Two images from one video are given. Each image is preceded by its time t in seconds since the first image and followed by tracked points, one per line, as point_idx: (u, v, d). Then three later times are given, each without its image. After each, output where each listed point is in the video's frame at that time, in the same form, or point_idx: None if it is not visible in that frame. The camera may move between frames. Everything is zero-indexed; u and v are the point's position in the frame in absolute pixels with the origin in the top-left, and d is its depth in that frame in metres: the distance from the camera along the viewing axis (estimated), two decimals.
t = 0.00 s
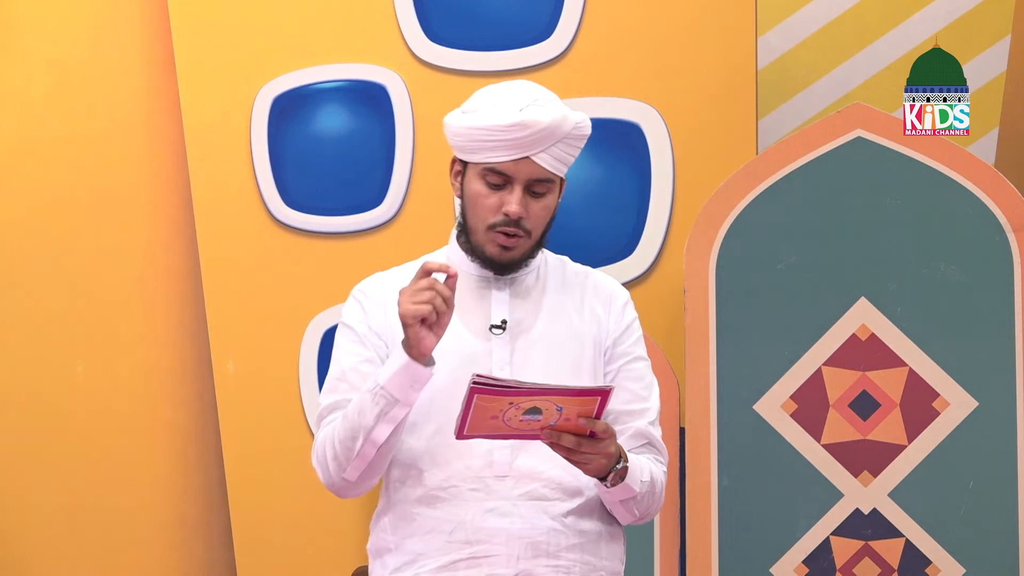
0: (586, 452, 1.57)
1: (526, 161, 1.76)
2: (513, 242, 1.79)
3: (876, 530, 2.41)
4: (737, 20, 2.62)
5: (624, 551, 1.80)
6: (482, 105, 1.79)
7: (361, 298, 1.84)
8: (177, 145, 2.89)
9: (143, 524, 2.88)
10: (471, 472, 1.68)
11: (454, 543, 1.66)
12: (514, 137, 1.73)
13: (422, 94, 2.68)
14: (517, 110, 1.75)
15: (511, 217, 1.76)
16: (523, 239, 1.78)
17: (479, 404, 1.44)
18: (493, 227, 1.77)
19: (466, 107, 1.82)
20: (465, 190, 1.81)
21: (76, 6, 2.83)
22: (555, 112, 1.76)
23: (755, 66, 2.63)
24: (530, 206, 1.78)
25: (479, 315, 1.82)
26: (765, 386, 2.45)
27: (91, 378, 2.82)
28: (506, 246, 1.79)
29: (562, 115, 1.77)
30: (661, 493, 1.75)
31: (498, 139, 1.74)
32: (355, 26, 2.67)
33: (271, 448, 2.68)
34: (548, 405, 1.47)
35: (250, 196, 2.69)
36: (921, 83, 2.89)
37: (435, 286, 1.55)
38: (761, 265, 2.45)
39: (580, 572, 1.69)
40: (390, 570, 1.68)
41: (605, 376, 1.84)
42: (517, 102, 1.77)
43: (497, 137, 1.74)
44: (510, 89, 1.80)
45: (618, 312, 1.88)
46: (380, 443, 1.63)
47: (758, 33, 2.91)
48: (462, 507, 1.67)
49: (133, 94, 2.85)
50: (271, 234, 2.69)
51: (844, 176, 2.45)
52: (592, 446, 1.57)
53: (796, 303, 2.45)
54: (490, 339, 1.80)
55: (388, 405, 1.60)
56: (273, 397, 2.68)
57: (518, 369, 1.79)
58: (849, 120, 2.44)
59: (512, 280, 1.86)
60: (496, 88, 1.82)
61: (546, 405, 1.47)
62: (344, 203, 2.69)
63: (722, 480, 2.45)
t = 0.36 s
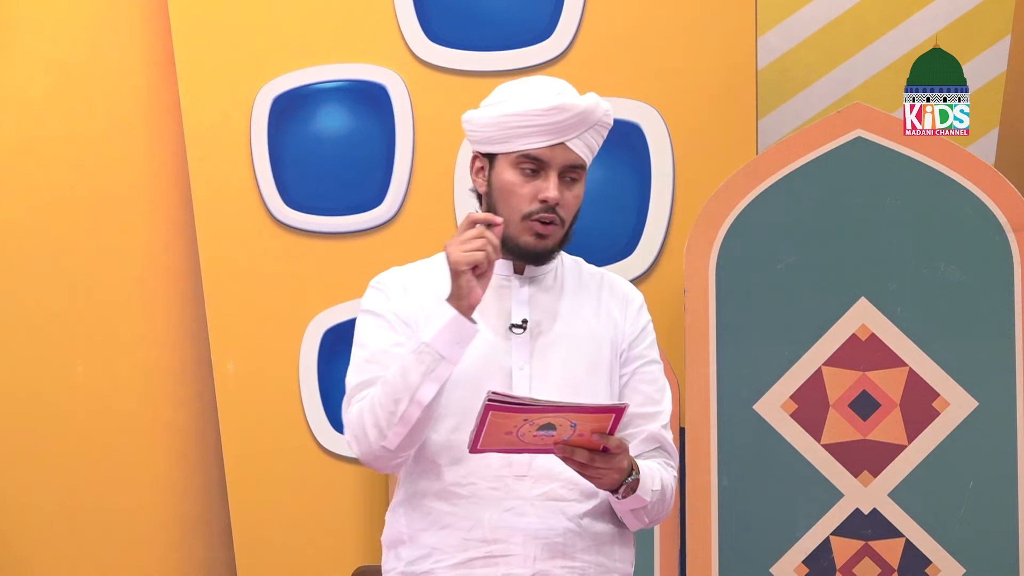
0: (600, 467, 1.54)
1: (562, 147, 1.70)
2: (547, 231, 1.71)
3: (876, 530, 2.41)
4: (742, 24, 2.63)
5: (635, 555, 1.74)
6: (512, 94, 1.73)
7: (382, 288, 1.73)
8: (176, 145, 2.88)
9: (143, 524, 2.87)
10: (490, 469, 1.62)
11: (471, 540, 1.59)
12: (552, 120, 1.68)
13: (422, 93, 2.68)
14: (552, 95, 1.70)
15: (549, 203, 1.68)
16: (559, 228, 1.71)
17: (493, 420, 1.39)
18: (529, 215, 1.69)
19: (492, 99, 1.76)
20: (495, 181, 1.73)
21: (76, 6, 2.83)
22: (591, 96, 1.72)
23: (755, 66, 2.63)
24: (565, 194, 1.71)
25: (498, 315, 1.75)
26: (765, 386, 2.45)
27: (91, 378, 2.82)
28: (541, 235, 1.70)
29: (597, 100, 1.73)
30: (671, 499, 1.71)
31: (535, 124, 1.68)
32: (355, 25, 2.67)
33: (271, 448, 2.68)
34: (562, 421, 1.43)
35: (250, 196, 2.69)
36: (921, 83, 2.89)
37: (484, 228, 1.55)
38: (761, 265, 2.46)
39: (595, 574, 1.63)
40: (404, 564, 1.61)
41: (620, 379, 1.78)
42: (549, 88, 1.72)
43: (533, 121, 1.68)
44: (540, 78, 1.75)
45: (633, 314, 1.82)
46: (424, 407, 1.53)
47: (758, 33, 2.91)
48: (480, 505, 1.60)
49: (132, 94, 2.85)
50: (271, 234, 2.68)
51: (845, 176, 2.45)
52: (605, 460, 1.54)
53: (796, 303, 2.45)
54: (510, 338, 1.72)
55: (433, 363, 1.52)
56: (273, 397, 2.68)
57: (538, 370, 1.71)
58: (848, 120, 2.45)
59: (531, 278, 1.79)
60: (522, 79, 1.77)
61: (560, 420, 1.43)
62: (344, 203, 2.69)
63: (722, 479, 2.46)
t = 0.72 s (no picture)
0: (617, 478, 1.56)
1: (595, 158, 1.71)
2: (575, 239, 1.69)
3: (876, 530, 2.41)
4: (737, 20, 2.64)
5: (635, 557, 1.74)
6: (543, 103, 1.71)
7: (398, 288, 1.71)
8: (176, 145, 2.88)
9: (142, 525, 2.87)
10: (510, 468, 1.59)
11: (489, 540, 1.56)
12: (593, 131, 1.68)
13: (422, 93, 2.69)
14: (586, 106, 1.70)
15: (583, 213, 1.67)
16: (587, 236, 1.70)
17: (518, 432, 1.40)
18: (561, 224, 1.67)
19: (519, 106, 1.73)
20: (526, 188, 1.70)
21: (76, 6, 2.83)
22: (622, 108, 1.74)
23: (754, 66, 2.65)
24: (595, 204, 1.71)
25: (513, 315, 1.71)
26: (765, 386, 2.45)
27: (92, 378, 2.83)
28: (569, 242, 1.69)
29: (626, 112, 1.75)
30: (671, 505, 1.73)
31: (576, 134, 1.67)
32: (355, 25, 2.68)
33: (272, 448, 2.68)
34: (585, 433, 1.43)
35: (250, 196, 2.69)
36: (921, 83, 2.89)
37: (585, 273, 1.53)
38: (761, 265, 2.45)
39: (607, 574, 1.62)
40: (421, 563, 1.58)
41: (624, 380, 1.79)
42: (581, 99, 1.72)
43: (577, 134, 1.67)
44: (564, 87, 1.74)
45: (635, 316, 1.84)
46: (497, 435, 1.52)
47: (759, 32, 2.90)
48: (500, 504, 1.58)
49: (132, 94, 2.85)
50: (271, 234, 2.69)
51: (845, 176, 2.45)
52: (622, 471, 1.56)
53: (796, 303, 2.45)
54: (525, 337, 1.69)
55: (513, 397, 1.50)
56: (272, 397, 2.68)
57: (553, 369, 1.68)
58: (848, 120, 2.44)
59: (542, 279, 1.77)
60: (545, 87, 1.75)
61: (583, 433, 1.43)
62: (344, 203, 2.69)
63: (722, 479, 2.45)
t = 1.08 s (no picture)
0: (641, 475, 1.58)
1: (600, 152, 1.70)
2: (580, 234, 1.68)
3: (876, 530, 2.41)
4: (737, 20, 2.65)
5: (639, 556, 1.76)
6: (546, 99, 1.71)
7: (404, 290, 1.69)
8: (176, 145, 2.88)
9: (142, 525, 2.87)
10: (519, 470, 1.59)
11: (498, 541, 1.56)
12: (598, 125, 1.67)
13: (422, 93, 2.69)
14: (587, 101, 1.70)
15: (587, 207, 1.66)
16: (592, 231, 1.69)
17: (552, 430, 1.39)
18: (565, 217, 1.66)
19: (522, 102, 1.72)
20: (529, 182, 1.69)
21: (76, 6, 2.83)
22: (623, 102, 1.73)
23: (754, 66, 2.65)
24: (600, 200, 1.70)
25: (520, 316, 1.71)
26: (765, 386, 2.45)
27: (92, 378, 2.83)
28: (575, 238, 1.67)
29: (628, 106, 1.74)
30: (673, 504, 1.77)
31: (581, 128, 1.66)
32: (355, 25, 2.68)
33: (272, 448, 2.68)
34: (615, 431, 1.44)
35: (249, 196, 2.68)
36: (921, 83, 2.89)
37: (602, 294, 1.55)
38: (761, 265, 2.45)
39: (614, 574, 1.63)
40: (430, 564, 1.57)
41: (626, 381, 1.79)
42: (582, 94, 1.72)
43: (579, 127, 1.66)
44: (564, 85, 1.74)
45: (637, 317, 1.83)
46: (505, 450, 1.54)
47: (759, 32, 2.90)
48: (509, 506, 1.57)
49: (132, 94, 2.84)
50: (270, 235, 2.69)
51: (845, 176, 2.45)
52: (646, 469, 1.58)
53: (796, 303, 2.45)
54: (533, 339, 1.70)
55: (525, 413, 1.52)
56: (272, 397, 2.68)
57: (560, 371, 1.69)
58: (848, 120, 2.45)
59: (546, 279, 1.77)
60: (547, 85, 1.75)
61: (613, 430, 1.45)
62: (344, 203, 2.69)
63: (722, 479, 2.46)
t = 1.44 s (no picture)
0: (659, 466, 1.59)
1: (598, 172, 1.69)
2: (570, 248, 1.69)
3: (876, 530, 2.41)
4: (737, 21, 2.66)
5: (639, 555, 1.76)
6: (555, 112, 1.71)
7: (398, 295, 1.70)
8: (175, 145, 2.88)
9: (141, 525, 2.87)
10: (518, 471, 1.59)
11: (498, 542, 1.56)
12: (596, 147, 1.66)
13: (423, 93, 2.68)
14: (592, 121, 1.69)
15: (577, 225, 1.66)
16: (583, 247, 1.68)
17: (578, 416, 1.39)
18: (555, 231, 1.67)
19: (532, 110, 1.73)
20: (526, 193, 1.70)
21: (75, 6, 2.83)
22: (631, 127, 1.72)
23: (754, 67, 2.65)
24: (594, 216, 1.70)
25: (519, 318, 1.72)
26: (765, 387, 2.45)
27: (92, 378, 2.83)
28: (564, 251, 1.68)
29: (636, 130, 1.73)
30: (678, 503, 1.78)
31: (578, 147, 1.66)
32: (355, 25, 2.68)
33: (272, 448, 2.68)
34: (640, 419, 1.45)
35: (249, 196, 2.68)
36: (921, 83, 2.89)
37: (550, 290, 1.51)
38: (761, 265, 2.46)
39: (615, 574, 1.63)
40: (429, 565, 1.57)
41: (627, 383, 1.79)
42: (591, 113, 1.71)
43: (575, 147, 1.66)
44: (578, 99, 1.74)
45: (639, 318, 1.84)
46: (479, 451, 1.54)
47: (759, 32, 2.89)
48: (508, 506, 1.58)
49: (132, 94, 2.84)
50: (270, 235, 2.68)
51: (845, 176, 2.45)
52: (665, 460, 1.59)
53: (796, 303, 2.45)
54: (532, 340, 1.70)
55: (492, 414, 1.52)
56: (272, 397, 2.68)
57: (559, 373, 1.69)
58: (849, 120, 2.45)
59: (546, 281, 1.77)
60: (562, 95, 1.75)
61: (637, 419, 1.45)
62: (344, 203, 2.69)
63: (722, 479, 2.46)
